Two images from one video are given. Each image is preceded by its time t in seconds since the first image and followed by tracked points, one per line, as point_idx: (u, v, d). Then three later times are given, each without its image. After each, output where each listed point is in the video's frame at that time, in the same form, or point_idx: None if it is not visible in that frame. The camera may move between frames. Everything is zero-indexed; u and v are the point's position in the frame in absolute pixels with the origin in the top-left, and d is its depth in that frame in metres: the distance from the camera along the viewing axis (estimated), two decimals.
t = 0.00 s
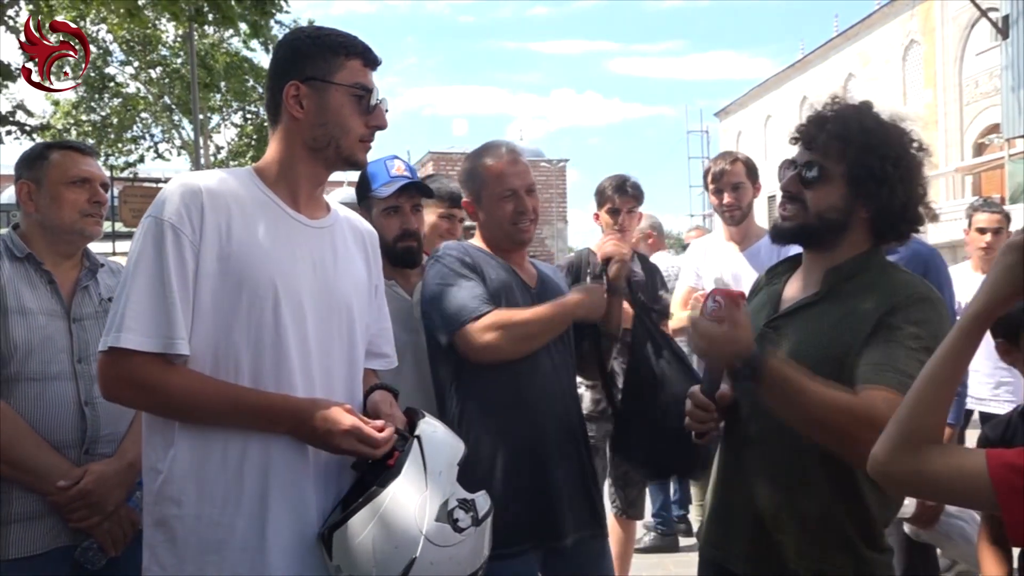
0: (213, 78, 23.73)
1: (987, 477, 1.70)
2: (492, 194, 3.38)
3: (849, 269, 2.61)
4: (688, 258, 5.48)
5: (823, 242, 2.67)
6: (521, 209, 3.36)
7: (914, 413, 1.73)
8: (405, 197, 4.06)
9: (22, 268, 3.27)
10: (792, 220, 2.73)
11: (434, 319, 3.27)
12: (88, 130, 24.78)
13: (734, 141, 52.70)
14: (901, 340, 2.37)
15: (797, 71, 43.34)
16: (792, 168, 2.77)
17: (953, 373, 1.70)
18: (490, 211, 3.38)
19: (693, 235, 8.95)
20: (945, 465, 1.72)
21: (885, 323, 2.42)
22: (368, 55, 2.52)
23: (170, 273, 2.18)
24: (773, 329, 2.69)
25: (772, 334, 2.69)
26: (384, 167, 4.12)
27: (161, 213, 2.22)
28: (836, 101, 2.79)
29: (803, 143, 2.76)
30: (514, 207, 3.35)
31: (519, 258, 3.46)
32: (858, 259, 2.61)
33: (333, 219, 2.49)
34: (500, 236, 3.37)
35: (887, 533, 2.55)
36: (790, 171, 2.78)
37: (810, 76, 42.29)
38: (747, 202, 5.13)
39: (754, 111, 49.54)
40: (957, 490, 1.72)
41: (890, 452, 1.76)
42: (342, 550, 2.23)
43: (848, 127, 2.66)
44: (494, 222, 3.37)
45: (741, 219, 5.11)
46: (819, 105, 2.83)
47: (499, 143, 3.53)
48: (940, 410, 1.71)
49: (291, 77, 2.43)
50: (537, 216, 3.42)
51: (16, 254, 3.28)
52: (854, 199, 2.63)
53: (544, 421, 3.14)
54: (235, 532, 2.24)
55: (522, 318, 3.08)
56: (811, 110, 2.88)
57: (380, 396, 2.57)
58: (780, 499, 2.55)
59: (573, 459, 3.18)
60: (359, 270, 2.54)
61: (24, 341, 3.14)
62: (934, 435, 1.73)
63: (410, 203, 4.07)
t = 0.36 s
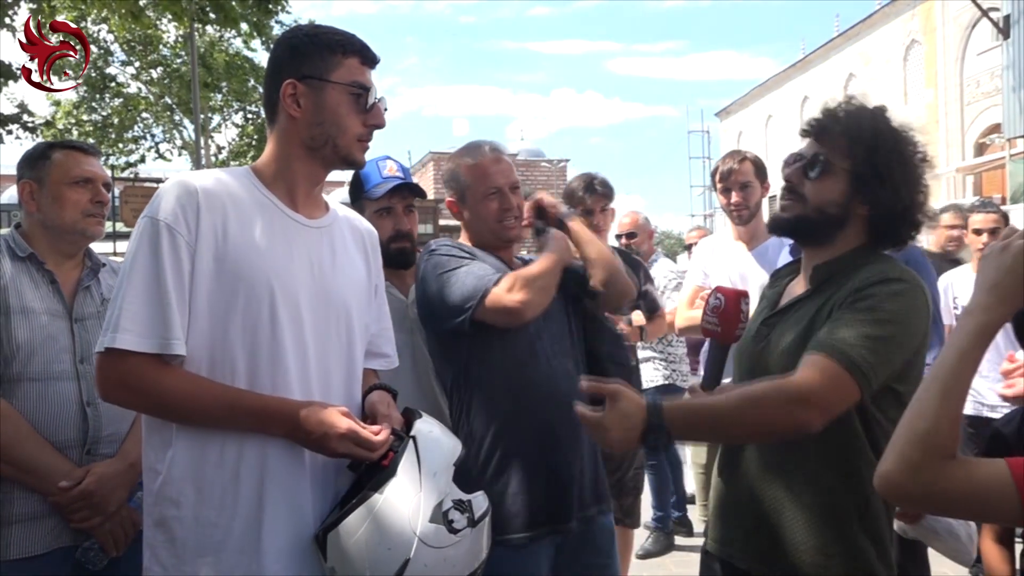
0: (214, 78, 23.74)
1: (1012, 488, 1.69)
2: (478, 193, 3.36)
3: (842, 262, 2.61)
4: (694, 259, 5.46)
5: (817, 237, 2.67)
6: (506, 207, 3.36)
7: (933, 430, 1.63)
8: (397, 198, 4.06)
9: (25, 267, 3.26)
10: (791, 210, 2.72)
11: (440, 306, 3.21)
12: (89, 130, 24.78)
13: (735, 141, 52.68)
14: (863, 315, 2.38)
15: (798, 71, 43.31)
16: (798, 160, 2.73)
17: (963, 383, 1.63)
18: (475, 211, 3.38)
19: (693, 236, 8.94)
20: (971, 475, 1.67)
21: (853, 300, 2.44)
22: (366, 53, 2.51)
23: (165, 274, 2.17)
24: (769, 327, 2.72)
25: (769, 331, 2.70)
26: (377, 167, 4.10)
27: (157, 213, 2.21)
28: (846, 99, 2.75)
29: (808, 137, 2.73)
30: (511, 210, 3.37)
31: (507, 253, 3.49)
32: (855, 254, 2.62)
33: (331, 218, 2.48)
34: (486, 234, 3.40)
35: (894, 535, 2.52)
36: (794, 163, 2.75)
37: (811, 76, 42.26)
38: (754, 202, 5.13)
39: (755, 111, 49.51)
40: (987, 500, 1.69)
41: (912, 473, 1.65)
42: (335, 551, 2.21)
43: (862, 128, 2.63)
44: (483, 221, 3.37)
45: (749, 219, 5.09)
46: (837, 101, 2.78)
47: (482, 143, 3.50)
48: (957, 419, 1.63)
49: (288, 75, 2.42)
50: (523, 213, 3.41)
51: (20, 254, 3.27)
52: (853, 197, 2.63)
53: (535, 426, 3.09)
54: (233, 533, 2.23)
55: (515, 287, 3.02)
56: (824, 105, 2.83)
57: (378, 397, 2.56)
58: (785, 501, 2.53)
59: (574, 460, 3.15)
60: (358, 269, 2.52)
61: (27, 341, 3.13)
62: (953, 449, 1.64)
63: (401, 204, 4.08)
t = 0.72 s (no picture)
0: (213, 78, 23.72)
1: None
2: (460, 187, 3.35)
3: (830, 261, 2.61)
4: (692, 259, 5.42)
5: (806, 241, 2.64)
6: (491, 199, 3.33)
7: (953, 448, 1.63)
8: (381, 197, 4.04)
9: (25, 266, 3.25)
10: (776, 222, 2.69)
11: (427, 322, 3.25)
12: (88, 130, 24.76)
13: (735, 141, 52.67)
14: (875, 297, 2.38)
15: (798, 71, 43.31)
16: (772, 171, 2.72)
17: (981, 401, 1.63)
18: (461, 207, 3.35)
19: (694, 236, 8.93)
20: (994, 490, 1.65)
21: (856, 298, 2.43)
22: (369, 52, 2.51)
23: (165, 273, 2.16)
24: (758, 326, 2.70)
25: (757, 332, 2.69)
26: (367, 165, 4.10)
27: (157, 212, 2.20)
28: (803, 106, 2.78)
29: (779, 146, 2.74)
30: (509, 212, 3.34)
31: (505, 249, 3.43)
32: (840, 255, 2.61)
33: (333, 218, 2.47)
34: (474, 229, 3.34)
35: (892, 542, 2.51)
36: (768, 174, 2.75)
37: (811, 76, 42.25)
38: (752, 202, 5.11)
39: (754, 111, 49.50)
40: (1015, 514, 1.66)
41: (935, 494, 1.64)
42: (331, 551, 2.20)
43: (828, 129, 2.65)
44: (468, 217, 3.33)
45: (747, 219, 5.08)
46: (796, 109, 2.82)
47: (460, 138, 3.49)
48: (975, 436, 1.63)
49: (292, 73, 2.41)
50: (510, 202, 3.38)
51: (20, 253, 3.26)
52: (835, 201, 2.62)
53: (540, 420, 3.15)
54: (232, 535, 2.22)
55: (499, 320, 3.02)
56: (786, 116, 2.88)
57: (378, 398, 2.55)
58: (784, 502, 2.52)
59: (574, 459, 3.21)
60: (361, 270, 2.52)
61: (28, 340, 3.12)
62: (974, 466, 1.64)
63: (387, 202, 4.05)
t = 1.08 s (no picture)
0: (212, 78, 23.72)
1: (1010, 481, 1.64)
2: (474, 176, 3.38)
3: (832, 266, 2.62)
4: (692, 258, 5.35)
5: (808, 247, 2.66)
6: (505, 190, 3.35)
7: (933, 429, 1.59)
8: (387, 197, 4.04)
9: (24, 267, 3.25)
10: (779, 230, 2.68)
11: (428, 318, 3.29)
12: (88, 130, 24.76)
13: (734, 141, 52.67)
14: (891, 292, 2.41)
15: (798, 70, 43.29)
16: (777, 177, 2.68)
17: (964, 378, 1.57)
18: (473, 197, 3.38)
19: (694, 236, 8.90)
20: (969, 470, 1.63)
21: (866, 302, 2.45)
22: (372, 53, 2.51)
23: (171, 272, 2.16)
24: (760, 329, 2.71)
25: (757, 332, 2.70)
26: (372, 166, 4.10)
27: (163, 211, 2.20)
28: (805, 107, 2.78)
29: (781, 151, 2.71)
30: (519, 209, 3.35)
31: (512, 250, 3.40)
32: (843, 260, 2.64)
33: (338, 217, 2.47)
34: (486, 219, 3.33)
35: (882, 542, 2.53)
36: (770, 180, 2.71)
37: (811, 76, 42.22)
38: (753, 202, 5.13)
39: (754, 111, 49.49)
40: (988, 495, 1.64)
41: (910, 473, 1.61)
42: (334, 551, 2.20)
43: (831, 136, 2.62)
44: (479, 207, 3.34)
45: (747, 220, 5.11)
46: (799, 112, 2.78)
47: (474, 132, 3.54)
48: (957, 416, 1.58)
49: (295, 74, 2.41)
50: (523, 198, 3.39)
51: (19, 253, 3.26)
52: (838, 207, 2.62)
53: (541, 421, 3.14)
54: (235, 534, 2.23)
55: (506, 330, 3.03)
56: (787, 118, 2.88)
57: (380, 397, 2.55)
58: (788, 503, 2.52)
59: (576, 461, 3.21)
60: (366, 269, 2.52)
61: (27, 341, 3.12)
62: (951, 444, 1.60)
63: (392, 202, 4.05)
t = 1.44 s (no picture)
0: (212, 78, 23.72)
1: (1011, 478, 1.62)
2: (472, 169, 3.40)
3: (834, 270, 2.62)
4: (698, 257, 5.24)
5: (810, 246, 2.65)
6: (506, 185, 3.36)
7: (931, 424, 1.57)
8: (388, 199, 4.03)
9: (25, 266, 3.26)
10: (782, 227, 2.69)
11: (429, 320, 3.31)
12: (88, 130, 24.76)
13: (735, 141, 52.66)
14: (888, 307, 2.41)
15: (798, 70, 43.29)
16: (780, 178, 2.72)
17: (962, 376, 1.55)
18: (472, 191, 3.39)
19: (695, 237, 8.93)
20: (969, 466, 1.62)
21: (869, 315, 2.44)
22: (376, 55, 2.52)
23: (175, 272, 2.17)
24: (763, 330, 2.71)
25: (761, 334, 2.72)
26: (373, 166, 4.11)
27: (167, 212, 2.20)
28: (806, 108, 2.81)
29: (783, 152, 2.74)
30: (519, 205, 3.35)
31: (511, 248, 3.38)
32: (843, 261, 2.62)
33: (341, 218, 2.48)
34: (484, 214, 3.35)
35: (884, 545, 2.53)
36: (772, 181, 2.75)
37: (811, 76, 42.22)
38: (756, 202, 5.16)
39: (755, 111, 49.49)
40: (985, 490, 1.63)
41: (909, 467, 1.59)
42: (339, 551, 2.21)
43: (831, 135, 2.63)
44: (478, 201, 3.36)
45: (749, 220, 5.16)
46: (799, 113, 2.81)
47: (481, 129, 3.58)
48: (953, 411, 1.56)
49: (299, 76, 2.42)
50: (523, 195, 3.41)
51: (20, 253, 3.27)
52: (841, 205, 2.62)
53: (541, 423, 3.16)
54: (238, 534, 2.23)
55: (512, 340, 3.04)
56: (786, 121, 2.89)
57: (383, 397, 2.55)
58: (788, 506, 2.52)
59: (577, 463, 3.22)
60: (369, 269, 2.53)
61: (28, 341, 3.13)
62: (951, 439, 1.58)
63: (394, 203, 4.06)
